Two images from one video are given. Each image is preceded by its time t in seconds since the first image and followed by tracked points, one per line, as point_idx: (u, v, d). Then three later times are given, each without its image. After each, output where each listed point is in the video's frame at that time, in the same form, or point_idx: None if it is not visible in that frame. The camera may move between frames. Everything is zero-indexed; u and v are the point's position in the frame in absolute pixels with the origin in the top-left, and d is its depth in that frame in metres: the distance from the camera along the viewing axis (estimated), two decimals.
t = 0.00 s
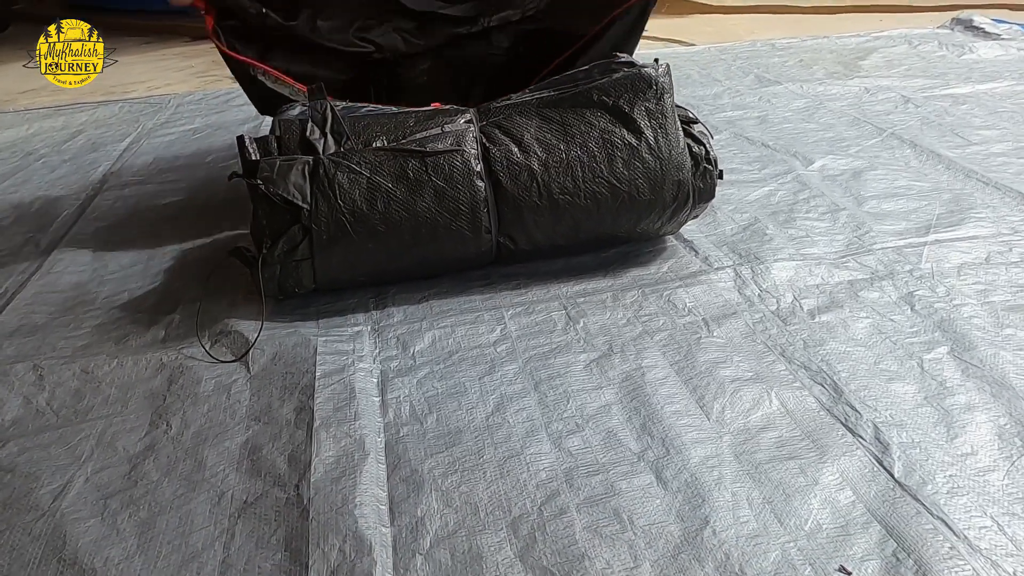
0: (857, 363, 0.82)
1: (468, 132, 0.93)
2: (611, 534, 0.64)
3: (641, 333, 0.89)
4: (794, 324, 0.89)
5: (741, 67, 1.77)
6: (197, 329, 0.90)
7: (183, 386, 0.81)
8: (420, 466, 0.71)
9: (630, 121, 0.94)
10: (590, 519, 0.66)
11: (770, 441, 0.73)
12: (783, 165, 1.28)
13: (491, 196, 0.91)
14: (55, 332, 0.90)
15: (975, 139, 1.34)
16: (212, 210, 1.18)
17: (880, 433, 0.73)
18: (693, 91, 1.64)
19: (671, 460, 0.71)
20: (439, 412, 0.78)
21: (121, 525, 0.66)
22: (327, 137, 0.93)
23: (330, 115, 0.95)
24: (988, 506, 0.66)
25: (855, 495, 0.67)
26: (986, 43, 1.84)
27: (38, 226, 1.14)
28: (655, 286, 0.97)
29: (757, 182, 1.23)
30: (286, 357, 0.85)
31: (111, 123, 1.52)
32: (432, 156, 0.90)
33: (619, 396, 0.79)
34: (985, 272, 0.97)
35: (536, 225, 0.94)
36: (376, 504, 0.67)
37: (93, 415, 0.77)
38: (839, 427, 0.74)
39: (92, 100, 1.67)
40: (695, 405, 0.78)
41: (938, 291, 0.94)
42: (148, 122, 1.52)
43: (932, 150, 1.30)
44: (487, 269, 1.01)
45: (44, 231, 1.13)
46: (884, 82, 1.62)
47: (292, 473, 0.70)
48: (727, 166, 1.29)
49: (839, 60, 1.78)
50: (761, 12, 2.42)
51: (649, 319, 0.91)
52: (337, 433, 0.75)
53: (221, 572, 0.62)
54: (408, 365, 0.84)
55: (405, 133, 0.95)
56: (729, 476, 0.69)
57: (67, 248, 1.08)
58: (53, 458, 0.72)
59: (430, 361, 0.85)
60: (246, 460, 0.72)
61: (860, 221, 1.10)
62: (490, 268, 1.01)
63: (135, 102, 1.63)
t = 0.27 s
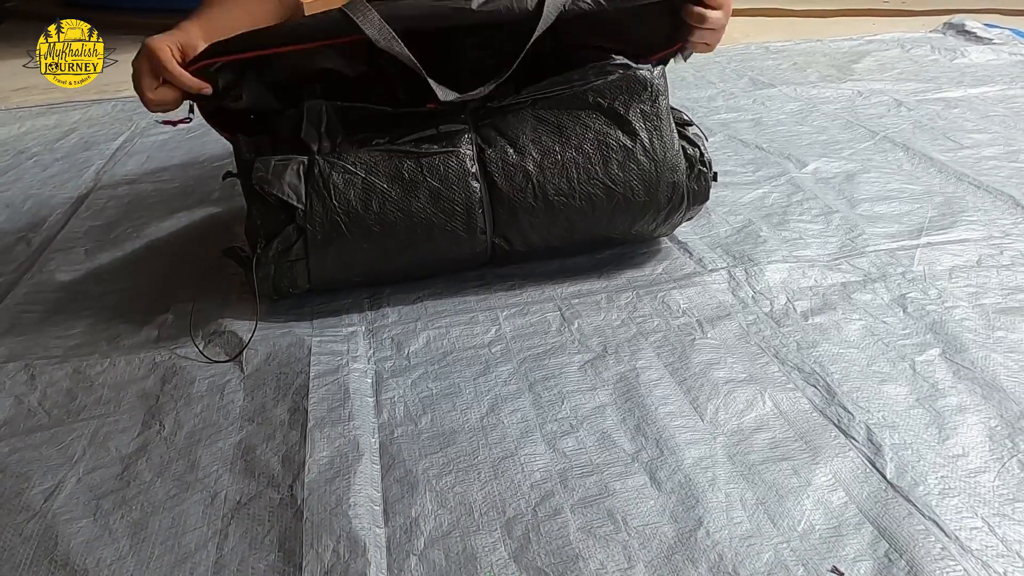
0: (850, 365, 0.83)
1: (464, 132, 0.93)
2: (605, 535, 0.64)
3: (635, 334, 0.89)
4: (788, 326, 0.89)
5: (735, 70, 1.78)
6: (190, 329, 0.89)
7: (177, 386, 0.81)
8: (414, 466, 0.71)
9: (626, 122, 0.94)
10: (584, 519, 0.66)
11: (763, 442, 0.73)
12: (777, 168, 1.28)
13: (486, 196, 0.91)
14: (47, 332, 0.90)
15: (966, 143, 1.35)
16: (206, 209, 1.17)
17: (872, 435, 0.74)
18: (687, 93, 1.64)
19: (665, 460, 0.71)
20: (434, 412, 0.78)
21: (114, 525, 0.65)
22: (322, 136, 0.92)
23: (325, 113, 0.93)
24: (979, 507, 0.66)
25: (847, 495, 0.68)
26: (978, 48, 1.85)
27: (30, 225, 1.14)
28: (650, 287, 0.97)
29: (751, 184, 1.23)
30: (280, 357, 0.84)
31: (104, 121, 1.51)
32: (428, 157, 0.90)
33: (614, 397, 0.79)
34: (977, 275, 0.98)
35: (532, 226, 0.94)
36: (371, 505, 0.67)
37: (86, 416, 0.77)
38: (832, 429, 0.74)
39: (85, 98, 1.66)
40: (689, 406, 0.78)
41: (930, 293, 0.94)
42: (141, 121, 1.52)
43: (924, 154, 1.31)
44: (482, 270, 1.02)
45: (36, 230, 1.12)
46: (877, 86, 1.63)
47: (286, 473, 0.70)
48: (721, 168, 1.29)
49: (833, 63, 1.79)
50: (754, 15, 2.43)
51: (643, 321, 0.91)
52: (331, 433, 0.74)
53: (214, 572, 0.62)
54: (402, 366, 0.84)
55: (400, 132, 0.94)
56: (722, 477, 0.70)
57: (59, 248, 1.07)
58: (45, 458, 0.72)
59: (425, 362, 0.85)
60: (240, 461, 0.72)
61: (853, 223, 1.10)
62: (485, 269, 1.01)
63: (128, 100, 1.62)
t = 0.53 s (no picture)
0: (848, 363, 0.83)
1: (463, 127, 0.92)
2: (603, 532, 0.64)
3: (634, 332, 0.89)
4: (786, 324, 0.89)
5: (734, 68, 1.78)
6: (188, 327, 0.89)
7: (175, 383, 0.80)
8: (412, 464, 0.71)
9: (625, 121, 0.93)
10: (581, 517, 0.66)
11: (761, 440, 0.73)
12: (775, 166, 1.28)
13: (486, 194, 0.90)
14: (44, 329, 0.89)
15: (965, 142, 1.35)
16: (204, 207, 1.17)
17: (870, 433, 0.74)
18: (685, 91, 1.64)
19: (663, 458, 0.72)
20: (432, 410, 0.78)
21: (111, 523, 0.65)
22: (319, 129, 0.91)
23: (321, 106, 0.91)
24: (976, 505, 0.66)
25: (845, 493, 0.68)
26: (976, 47, 1.85)
27: (28, 222, 1.13)
28: (648, 285, 0.97)
29: (749, 182, 1.23)
30: (278, 355, 0.84)
31: (102, 118, 1.51)
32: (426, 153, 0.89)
33: (612, 395, 0.79)
34: (974, 274, 0.98)
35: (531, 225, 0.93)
36: (369, 503, 0.67)
37: (83, 413, 0.77)
38: (830, 427, 0.75)
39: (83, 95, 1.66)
40: (687, 404, 0.78)
41: (928, 291, 0.94)
42: (139, 117, 1.51)
43: (923, 152, 1.31)
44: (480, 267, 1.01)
45: (33, 227, 1.12)
46: (876, 84, 1.63)
47: (284, 471, 0.70)
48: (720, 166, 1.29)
49: (831, 61, 1.79)
50: (753, 13, 2.43)
51: (641, 319, 0.91)
52: (329, 430, 0.74)
53: (212, 570, 0.62)
54: (400, 364, 0.84)
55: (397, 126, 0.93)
56: (720, 475, 0.70)
57: (57, 245, 1.07)
58: (42, 456, 0.72)
59: (423, 360, 0.85)
60: (238, 459, 0.71)
61: (851, 221, 1.10)
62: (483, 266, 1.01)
63: (126, 97, 1.62)
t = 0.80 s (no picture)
0: (853, 357, 0.82)
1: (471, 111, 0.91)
2: (606, 525, 0.64)
3: (638, 325, 0.89)
4: (791, 317, 0.89)
5: (740, 60, 1.76)
6: (192, 319, 0.89)
7: (178, 375, 0.81)
8: (415, 456, 0.71)
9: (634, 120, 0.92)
10: (585, 510, 0.66)
11: (765, 434, 0.73)
12: (781, 158, 1.28)
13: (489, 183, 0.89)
14: (48, 321, 0.90)
15: (972, 134, 1.34)
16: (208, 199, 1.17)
17: (875, 427, 0.73)
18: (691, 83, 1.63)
19: (666, 451, 0.71)
20: (435, 402, 0.77)
21: (116, 513, 0.65)
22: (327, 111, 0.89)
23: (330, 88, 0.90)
24: (981, 500, 0.66)
25: (849, 487, 0.67)
26: (985, 39, 1.84)
27: (32, 214, 1.13)
28: (653, 278, 0.97)
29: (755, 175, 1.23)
30: (281, 347, 0.84)
31: (106, 110, 1.51)
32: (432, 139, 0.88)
33: (616, 388, 0.79)
34: (981, 267, 0.97)
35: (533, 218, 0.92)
36: (372, 494, 0.67)
37: (87, 404, 0.77)
38: (834, 420, 0.74)
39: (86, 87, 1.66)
40: (691, 397, 0.78)
41: (934, 285, 0.94)
42: (143, 110, 1.51)
43: (930, 145, 1.30)
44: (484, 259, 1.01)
45: (37, 219, 1.12)
46: (882, 76, 1.62)
47: (287, 462, 0.70)
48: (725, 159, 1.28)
49: (838, 53, 1.78)
50: (759, 5, 2.41)
51: (645, 312, 0.91)
52: (333, 422, 0.74)
53: (216, 560, 0.62)
54: (404, 356, 0.84)
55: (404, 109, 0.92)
56: (724, 468, 0.69)
57: (61, 237, 1.07)
58: (46, 447, 0.72)
59: (426, 352, 0.85)
60: (241, 450, 0.71)
61: (857, 215, 1.10)
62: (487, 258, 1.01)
63: (130, 89, 1.62)
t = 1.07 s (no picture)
0: (852, 352, 0.82)
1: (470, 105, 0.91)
2: (605, 522, 0.64)
3: (636, 322, 0.89)
4: (789, 313, 0.89)
5: (738, 56, 1.76)
6: (190, 318, 0.89)
7: (177, 374, 0.80)
8: (414, 455, 0.71)
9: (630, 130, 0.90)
10: (584, 507, 0.66)
11: (764, 430, 0.73)
12: (779, 154, 1.27)
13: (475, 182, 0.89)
14: (46, 321, 0.89)
15: (970, 129, 1.34)
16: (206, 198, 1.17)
17: (874, 422, 0.73)
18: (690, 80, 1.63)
19: (665, 448, 0.71)
20: (434, 400, 0.77)
21: (115, 513, 0.65)
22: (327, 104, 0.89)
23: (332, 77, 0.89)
24: (980, 494, 0.66)
25: (848, 482, 0.68)
26: (983, 33, 1.83)
27: (29, 214, 1.13)
28: (651, 275, 0.97)
29: (753, 171, 1.23)
30: (280, 346, 0.84)
31: (103, 109, 1.50)
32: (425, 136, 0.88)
33: (615, 385, 0.79)
34: (979, 262, 0.97)
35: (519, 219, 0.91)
36: (371, 493, 0.67)
37: (86, 404, 0.77)
38: (833, 416, 0.74)
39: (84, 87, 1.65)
40: (690, 394, 0.78)
41: (933, 280, 0.94)
42: (140, 109, 1.51)
43: (928, 140, 1.30)
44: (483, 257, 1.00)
45: (35, 219, 1.12)
46: (880, 72, 1.62)
47: (286, 461, 0.70)
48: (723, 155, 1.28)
49: (836, 49, 1.78)
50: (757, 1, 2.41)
51: (644, 309, 0.91)
52: (332, 421, 0.74)
53: (216, 560, 0.62)
54: (403, 355, 0.84)
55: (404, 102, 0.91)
56: (723, 465, 0.70)
57: (59, 236, 1.07)
58: (45, 447, 0.72)
59: (425, 351, 0.85)
60: (240, 449, 0.71)
61: (856, 210, 1.10)
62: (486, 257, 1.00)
63: (127, 88, 1.61)
